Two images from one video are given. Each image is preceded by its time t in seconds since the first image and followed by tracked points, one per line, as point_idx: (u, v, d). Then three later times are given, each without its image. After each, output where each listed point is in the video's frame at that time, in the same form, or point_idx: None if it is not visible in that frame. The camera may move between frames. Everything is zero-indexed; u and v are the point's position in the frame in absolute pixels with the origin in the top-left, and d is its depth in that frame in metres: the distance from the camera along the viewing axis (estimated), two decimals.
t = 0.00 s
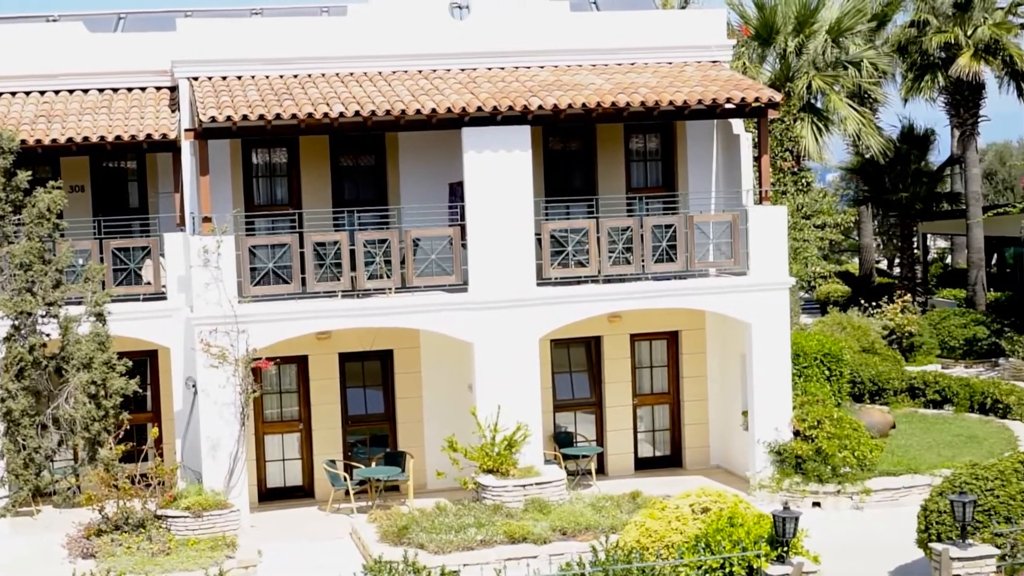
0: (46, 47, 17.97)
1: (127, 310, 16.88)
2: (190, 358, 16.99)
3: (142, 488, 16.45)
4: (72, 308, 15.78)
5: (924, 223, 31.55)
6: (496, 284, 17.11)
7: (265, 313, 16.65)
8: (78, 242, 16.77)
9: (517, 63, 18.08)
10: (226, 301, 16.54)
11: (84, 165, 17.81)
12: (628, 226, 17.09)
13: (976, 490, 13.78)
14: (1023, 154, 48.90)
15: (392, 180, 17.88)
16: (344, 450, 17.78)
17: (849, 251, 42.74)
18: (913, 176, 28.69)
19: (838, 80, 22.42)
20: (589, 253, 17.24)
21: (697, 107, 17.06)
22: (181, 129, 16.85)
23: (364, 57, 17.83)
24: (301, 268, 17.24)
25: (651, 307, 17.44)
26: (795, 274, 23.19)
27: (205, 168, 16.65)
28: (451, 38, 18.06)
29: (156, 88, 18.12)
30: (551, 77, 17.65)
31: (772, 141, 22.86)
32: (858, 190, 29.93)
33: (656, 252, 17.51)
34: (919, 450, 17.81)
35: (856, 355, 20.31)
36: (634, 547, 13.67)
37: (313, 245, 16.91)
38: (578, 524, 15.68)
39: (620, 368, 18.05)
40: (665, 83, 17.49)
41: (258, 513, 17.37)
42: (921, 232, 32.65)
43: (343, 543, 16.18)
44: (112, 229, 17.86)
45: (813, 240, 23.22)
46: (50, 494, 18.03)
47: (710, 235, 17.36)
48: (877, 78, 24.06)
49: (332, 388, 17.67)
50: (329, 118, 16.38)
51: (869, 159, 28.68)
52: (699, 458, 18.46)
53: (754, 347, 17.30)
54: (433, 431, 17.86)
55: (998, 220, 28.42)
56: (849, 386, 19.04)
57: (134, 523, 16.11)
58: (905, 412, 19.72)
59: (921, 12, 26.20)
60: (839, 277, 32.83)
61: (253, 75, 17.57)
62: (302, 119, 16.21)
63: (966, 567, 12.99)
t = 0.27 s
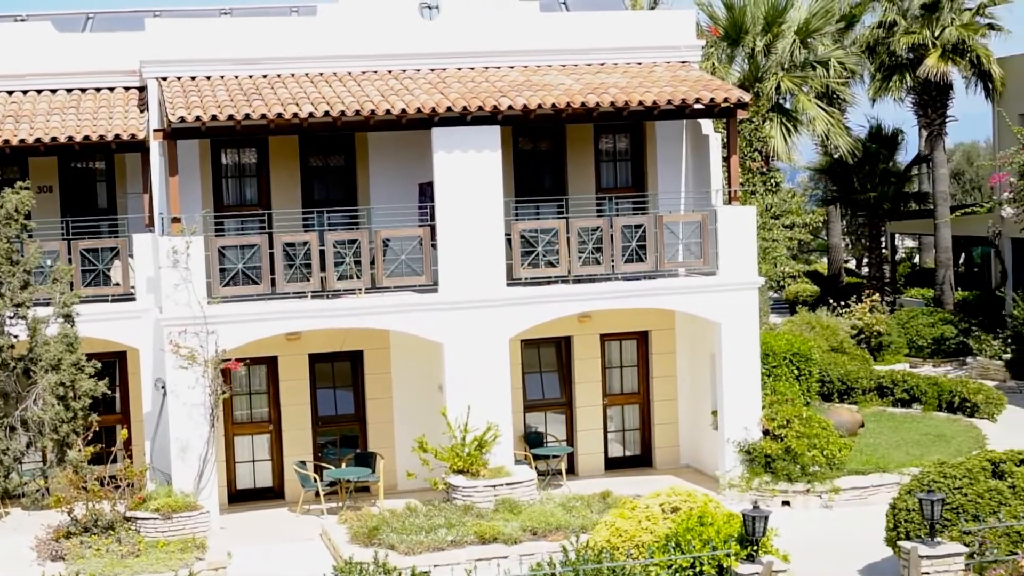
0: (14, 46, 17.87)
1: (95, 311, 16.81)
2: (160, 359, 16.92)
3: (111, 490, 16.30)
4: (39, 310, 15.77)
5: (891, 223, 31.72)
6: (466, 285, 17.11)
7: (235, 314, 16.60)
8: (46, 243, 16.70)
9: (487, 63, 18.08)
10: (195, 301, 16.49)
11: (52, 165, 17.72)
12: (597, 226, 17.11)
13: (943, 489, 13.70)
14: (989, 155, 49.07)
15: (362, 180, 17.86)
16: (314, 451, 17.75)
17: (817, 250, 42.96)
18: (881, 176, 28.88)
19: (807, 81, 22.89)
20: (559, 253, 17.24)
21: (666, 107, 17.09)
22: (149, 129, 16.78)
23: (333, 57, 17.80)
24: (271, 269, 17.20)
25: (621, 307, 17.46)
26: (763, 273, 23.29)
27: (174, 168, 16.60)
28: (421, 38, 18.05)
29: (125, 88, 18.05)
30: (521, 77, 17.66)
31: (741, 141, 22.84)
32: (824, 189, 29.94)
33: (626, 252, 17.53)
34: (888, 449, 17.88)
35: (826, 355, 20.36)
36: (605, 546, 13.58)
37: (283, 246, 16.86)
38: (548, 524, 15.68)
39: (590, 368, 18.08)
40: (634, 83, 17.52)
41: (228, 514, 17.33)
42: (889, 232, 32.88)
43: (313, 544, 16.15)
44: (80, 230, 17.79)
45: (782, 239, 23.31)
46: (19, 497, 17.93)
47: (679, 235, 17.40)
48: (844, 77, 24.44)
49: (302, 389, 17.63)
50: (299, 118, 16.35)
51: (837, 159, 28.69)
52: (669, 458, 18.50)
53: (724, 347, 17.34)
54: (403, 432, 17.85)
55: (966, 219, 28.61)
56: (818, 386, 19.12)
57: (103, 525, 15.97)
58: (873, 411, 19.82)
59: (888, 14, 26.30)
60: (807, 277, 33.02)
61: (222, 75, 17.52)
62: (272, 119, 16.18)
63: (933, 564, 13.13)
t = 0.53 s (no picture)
0: None
1: (58, 313, 16.72)
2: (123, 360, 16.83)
3: (74, 492, 16.19)
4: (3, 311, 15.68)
5: (854, 223, 31.90)
6: (431, 285, 17.10)
7: (198, 315, 16.55)
8: (8, 244, 16.61)
9: (451, 63, 18.10)
10: (158, 302, 16.43)
11: (14, 166, 17.63)
12: (562, 226, 17.12)
13: (906, 487, 13.72)
14: (951, 155, 49.48)
15: (326, 180, 17.84)
16: (278, 452, 17.71)
17: (782, 250, 43.16)
18: (843, 176, 28.90)
19: (770, 82, 23.12)
20: (524, 253, 17.24)
21: (630, 108, 17.14)
22: (112, 129, 16.71)
23: (297, 57, 17.77)
24: (235, 269, 17.14)
25: (586, 307, 17.48)
26: (727, 273, 23.42)
27: (137, 169, 16.53)
28: (385, 38, 18.04)
29: (88, 88, 17.97)
30: (485, 78, 17.67)
31: (704, 142, 22.87)
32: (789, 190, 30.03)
33: (591, 252, 17.56)
34: (851, 448, 17.96)
35: (790, 355, 20.48)
36: (570, 546, 13.68)
37: (247, 247, 16.81)
38: (514, 524, 15.69)
39: (554, 368, 18.10)
40: (598, 83, 17.55)
41: (192, 516, 17.26)
42: (852, 232, 33.01)
43: (278, 546, 16.10)
44: (42, 230, 17.69)
45: (746, 239, 23.42)
46: None
47: (643, 235, 17.43)
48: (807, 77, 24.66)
49: (266, 391, 17.59)
50: (262, 119, 16.31)
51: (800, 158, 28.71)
52: (634, 457, 18.54)
53: (688, 347, 17.39)
54: (368, 433, 17.83)
55: (928, 219, 28.79)
56: (782, 385, 19.21)
57: (67, 528, 15.91)
58: (836, 410, 19.93)
59: (850, 14, 26.40)
60: (770, 278, 33.13)
61: (186, 75, 17.46)
62: (235, 119, 16.13)
63: (896, 562, 13.21)
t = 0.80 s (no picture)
0: None
1: (19, 314, 16.62)
2: (86, 362, 16.72)
3: (36, 495, 16.07)
4: None
5: (816, 223, 32.09)
6: (395, 285, 17.07)
7: (161, 317, 16.49)
8: None
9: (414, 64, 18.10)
10: (121, 304, 16.36)
11: None
12: (525, 227, 17.13)
13: (869, 485, 13.77)
14: (912, 155, 49.80)
15: (289, 181, 17.81)
16: (242, 454, 17.66)
17: (745, 250, 43.23)
18: (806, 175, 29.06)
19: (732, 82, 23.21)
20: (488, 254, 17.24)
21: (594, 108, 17.18)
22: (74, 130, 16.62)
23: (260, 57, 17.73)
24: (198, 270, 17.06)
25: (551, 307, 17.49)
26: (690, 273, 23.50)
27: (99, 169, 16.45)
28: (348, 38, 18.01)
29: (49, 88, 17.88)
30: (448, 78, 17.67)
31: (668, 142, 23.09)
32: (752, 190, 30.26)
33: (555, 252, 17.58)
34: (814, 446, 18.05)
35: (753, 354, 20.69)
36: (535, 546, 13.52)
37: (210, 247, 16.74)
38: (478, 524, 15.69)
39: (519, 368, 18.12)
40: (562, 84, 17.57)
41: (155, 518, 17.20)
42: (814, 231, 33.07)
43: (243, 547, 16.04)
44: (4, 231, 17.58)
45: (709, 239, 23.58)
46: None
47: (607, 235, 17.47)
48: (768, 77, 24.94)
49: (229, 392, 17.54)
50: (226, 118, 16.25)
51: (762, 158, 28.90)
52: (598, 457, 18.58)
53: (652, 347, 17.43)
54: (332, 434, 17.80)
55: (888, 219, 28.95)
56: (745, 384, 19.30)
57: (29, 530, 15.84)
58: (799, 408, 20.03)
59: (813, 15, 26.48)
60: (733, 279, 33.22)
61: (148, 75, 17.40)
62: (198, 119, 16.08)
63: (860, 560, 13.19)
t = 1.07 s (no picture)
0: None
1: None
2: (53, 363, 16.68)
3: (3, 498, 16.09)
4: None
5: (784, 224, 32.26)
6: (364, 286, 17.04)
7: (128, 318, 16.43)
8: None
9: (383, 64, 18.09)
10: (88, 305, 16.27)
11: None
12: (494, 227, 17.13)
13: (836, 484, 13.87)
14: (878, 155, 50.11)
15: (257, 182, 17.78)
16: (210, 455, 17.62)
17: (712, 250, 43.34)
18: (773, 175, 29.18)
19: (700, 82, 23.25)
20: (456, 254, 17.23)
21: (562, 110, 17.22)
22: (41, 130, 16.56)
23: (228, 57, 17.69)
24: (166, 271, 17.00)
25: (520, 307, 17.47)
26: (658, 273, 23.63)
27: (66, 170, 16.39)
28: (317, 39, 17.99)
29: (16, 88, 17.79)
30: (417, 79, 17.67)
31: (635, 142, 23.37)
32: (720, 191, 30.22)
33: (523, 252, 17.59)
34: (782, 445, 18.12)
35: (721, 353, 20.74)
36: (505, 546, 13.54)
37: (178, 248, 16.67)
38: (447, 524, 15.67)
39: (488, 369, 18.12)
40: (530, 84, 17.58)
41: (123, 520, 17.13)
42: (782, 230, 33.09)
43: (211, 549, 15.99)
44: None
45: (677, 239, 23.66)
46: None
47: (576, 235, 17.48)
48: (735, 76, 25.02)
49: (197, 393, 17.49)
50: (193, 119, 16.21)
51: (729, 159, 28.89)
52: (567, 457, 18.60)
53: (621, 347, 17.45)
54: (300, 435, 17.77)
55: (854, 218, 29.02)
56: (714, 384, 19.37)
57: None
58: (767, 408, 20.10)
59: (780, 17, 26.58)
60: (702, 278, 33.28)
61: (115, 75, 17.34)
62: (165, 120, 16.03)
63: (829, 559, 13.14)
